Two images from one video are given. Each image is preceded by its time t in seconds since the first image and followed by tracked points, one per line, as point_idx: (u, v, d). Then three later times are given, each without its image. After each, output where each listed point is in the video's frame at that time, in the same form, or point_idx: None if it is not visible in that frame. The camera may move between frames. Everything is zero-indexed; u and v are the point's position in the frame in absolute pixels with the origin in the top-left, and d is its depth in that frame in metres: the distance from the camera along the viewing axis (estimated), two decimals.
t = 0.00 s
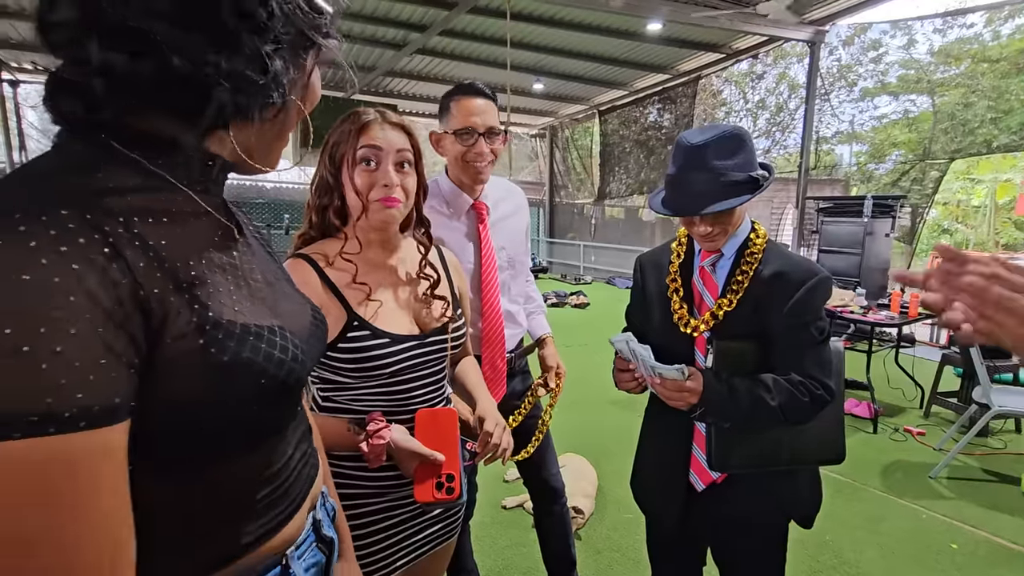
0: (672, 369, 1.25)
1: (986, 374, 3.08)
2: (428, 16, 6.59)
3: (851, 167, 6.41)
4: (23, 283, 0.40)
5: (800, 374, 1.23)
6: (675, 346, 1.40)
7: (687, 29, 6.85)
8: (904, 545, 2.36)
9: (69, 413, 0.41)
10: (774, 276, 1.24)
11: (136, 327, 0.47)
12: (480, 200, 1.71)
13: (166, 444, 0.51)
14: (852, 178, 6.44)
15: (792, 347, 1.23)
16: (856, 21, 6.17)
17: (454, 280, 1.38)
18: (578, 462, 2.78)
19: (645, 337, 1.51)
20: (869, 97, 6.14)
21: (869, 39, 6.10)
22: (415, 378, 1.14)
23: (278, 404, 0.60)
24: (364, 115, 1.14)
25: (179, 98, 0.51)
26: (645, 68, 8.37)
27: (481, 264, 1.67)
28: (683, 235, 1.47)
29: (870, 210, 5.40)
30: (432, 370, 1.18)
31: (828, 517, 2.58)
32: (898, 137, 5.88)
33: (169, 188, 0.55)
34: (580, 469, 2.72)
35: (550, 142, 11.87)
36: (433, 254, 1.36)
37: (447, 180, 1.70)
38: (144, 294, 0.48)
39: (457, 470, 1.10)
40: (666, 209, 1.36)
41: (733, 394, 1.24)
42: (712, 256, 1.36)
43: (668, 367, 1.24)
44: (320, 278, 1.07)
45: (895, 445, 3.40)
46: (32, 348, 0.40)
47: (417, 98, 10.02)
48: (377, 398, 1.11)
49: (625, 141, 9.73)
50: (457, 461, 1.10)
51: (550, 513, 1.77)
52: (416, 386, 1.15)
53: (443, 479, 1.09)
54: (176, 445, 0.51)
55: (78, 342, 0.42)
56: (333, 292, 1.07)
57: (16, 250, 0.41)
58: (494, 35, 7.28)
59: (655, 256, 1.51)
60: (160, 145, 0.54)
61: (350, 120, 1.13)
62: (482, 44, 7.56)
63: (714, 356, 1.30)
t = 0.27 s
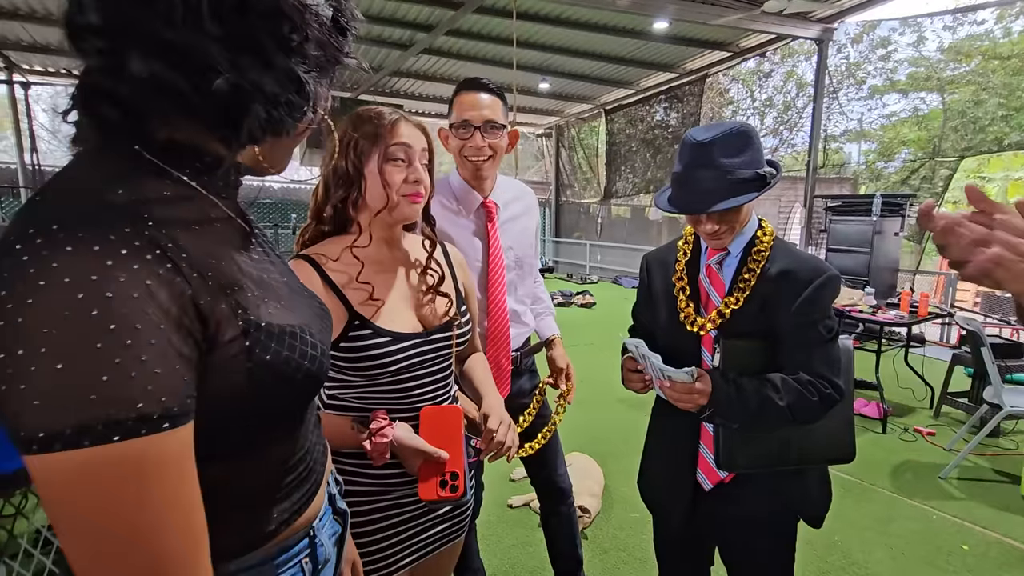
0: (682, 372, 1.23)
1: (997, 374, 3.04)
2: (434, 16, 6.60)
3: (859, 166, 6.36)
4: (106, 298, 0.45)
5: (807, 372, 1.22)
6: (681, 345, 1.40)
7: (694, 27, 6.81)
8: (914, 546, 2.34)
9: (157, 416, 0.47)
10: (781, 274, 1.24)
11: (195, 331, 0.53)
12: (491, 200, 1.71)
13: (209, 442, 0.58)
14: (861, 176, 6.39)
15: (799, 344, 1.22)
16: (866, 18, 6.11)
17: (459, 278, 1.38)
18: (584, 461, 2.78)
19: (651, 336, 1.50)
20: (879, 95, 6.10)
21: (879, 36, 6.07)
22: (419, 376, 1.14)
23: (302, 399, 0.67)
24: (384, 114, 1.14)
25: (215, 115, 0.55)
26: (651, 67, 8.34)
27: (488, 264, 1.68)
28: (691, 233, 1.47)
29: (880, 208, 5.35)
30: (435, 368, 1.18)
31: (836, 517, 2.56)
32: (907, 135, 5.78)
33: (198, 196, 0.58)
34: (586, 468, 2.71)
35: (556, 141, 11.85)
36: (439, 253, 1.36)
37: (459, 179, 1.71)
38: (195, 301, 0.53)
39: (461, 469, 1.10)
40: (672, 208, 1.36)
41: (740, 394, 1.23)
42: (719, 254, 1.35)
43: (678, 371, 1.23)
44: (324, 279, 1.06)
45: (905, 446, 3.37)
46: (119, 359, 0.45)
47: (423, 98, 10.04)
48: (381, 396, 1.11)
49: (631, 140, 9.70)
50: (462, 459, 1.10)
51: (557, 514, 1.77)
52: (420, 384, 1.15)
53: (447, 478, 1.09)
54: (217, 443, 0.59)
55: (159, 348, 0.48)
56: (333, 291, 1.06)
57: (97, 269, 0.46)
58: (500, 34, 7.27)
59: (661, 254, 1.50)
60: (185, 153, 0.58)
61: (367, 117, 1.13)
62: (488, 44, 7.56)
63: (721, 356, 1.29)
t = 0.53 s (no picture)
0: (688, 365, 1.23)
1: (1009, 368, 3.01)
2: (438, 13, 6.60)
3: (868, 159, 6.35)
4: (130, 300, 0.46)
5: (816, 366, 1.22)
6: (688, 340, 1.39)
7: (699, 21, 6.76)
8: (925, 542, 2.33)
9: (179, 406, 0.48)
10: (789, 267, 1.23)
11: (210, 329, 0.53)
12: (505, 195, 1.72)
13: (225, 431, 0.59)
14: (870, 169, 6.38)
15: (808, 338, 1.22)
16: (874, 9, 6.04)
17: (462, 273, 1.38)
18: (592, 458, 2.78)
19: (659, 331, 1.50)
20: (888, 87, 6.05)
21: (886, 27, 6.11)
22: (424, 373, 1.14)
23: (315, 391, 0.68)
24: (382, 109, 1.14)
25: (209, 122, 0.54)
26: (657, 61, 8.30)
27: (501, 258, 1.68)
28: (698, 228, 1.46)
29: (889, 202, 5.30)
30: (442, 365, 1.18)
31: (846, 513, 2.55)
32: (917, 128, 5.69)
33: (213, 202, 0.59)
34: (594, 464, 2.72)
35: (562, 137, 11.82)
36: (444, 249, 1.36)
37: (472, 175, 1.72)
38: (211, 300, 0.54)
39: (467, 467, 1.10)
40: (677, 199, 1.35)
41: (748, 388, 1.22)
42: (728, 248, 1.35)
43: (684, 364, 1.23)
44: (328, 276, 1.06)
45: (915, 441, 3.35)
46: (148, 355, 0.47)
47: (429, 94, 10.05)
48: (387, 393, 1.12)
49: (637, 135, 9.66)
50: (467, 458, 1.10)
51: (567, 509, 1.77)
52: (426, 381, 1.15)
53: (453, 476, 1.10)
54: (233, 432, 0.60)
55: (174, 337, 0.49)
56: (338, 289, 1.05)
57: (122, 272, 0.47)
58: (505, 30, 7.26)
59: (668, 249, 1.50)
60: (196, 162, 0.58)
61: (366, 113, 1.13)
62: (492, 40, 7.56)
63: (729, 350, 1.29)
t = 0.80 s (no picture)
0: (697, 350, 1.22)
1: None
2: None
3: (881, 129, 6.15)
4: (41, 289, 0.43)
5: (831, 350, 1.20)
6: (700, 326, 1.38)
7: None
8: (944, 517, 2.32)
9: (86, 394, 0.45)
10: (803, 248, 1.21)
11: (144, 322, 0.49)
12: (519, 180, 1.73)
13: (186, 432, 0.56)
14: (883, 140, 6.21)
15: (822, 323, 1.20)
16: None
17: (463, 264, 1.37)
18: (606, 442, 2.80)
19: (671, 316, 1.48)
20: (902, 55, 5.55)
21: None
22: (431, 370, 1.16)
23: (283, 396, 0.63)
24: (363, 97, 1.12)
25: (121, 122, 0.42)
26: (662, 37, 8.13)
27: (516, 244, 1.71)
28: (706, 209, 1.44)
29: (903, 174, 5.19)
30: (448, 361, 1.19)
31: (863, 490, 2.54)
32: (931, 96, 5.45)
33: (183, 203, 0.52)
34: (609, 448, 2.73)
35: (567, 118, 11.68)
36: (441, 239, 1.34)
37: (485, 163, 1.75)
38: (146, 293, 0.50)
39: (478, 464, 1.10)
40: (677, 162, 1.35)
41: (763, 375, 1.22)
42: (737, 228, 1.32)
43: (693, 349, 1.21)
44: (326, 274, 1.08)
45: (932, 416, 3.33)
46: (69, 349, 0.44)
47: (431, 80, 9.95)
48: (396, 391, 1.14)
49: (644, 114, 9.51)
50: (478, 454, 1.11)
51: (588, 497, 1.78)
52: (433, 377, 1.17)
53: (465, 472, 1.10)
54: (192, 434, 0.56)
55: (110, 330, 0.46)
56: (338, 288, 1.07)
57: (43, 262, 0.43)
58: (506, 12, 7.14)
59: (678, 232, 1.48)
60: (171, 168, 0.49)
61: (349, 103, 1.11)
62: (494, 22, 7.45)
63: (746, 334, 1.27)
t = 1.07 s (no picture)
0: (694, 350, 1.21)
1: None
2: None
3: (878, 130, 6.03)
4: None
5: (826, 352, 1.20)
6: (694, 327, 1.38)
7: None
8: (941, 516, 2.32)
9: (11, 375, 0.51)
10: (800, 249, 1.21)
11: (74, 320, 0.54)
12: (532, 180, 1.78)
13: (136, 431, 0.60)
14: (880, 141, 6.10)
15: (818, 324, 1.20)
16: None
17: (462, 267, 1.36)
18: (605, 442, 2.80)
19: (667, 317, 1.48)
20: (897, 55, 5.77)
21: None
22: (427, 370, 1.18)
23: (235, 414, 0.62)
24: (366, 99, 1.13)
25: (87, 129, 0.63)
26: (658, 38, 8.14)
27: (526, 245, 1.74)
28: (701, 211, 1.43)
29: (900, 174, 5.20)
30: (445, 363, 1.21)
31: (861, 489, 2.55)
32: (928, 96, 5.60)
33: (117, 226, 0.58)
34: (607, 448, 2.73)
35: (565, 119, 11.69)
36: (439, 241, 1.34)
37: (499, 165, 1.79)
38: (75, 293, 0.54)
39: (474, 469, 1.10)
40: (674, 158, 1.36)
41: (757, 375, 1.23)
42: (733, 228, 1.32)
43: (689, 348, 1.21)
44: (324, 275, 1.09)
45: (929, 415, 3.33)
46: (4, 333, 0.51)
47: (429, 81, 9.95)
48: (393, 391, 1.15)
49: (641, 115, 9.52)
50: (475, 459, 1.10)
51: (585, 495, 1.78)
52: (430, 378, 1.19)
53: (461, 478, 1.10)
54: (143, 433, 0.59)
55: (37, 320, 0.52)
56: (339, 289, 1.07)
57: None
58: (504, 13, 7.15)
59: (674, 234, 1.47)
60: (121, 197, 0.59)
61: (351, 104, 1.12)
62: (490, 23, 7.45)
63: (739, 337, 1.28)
